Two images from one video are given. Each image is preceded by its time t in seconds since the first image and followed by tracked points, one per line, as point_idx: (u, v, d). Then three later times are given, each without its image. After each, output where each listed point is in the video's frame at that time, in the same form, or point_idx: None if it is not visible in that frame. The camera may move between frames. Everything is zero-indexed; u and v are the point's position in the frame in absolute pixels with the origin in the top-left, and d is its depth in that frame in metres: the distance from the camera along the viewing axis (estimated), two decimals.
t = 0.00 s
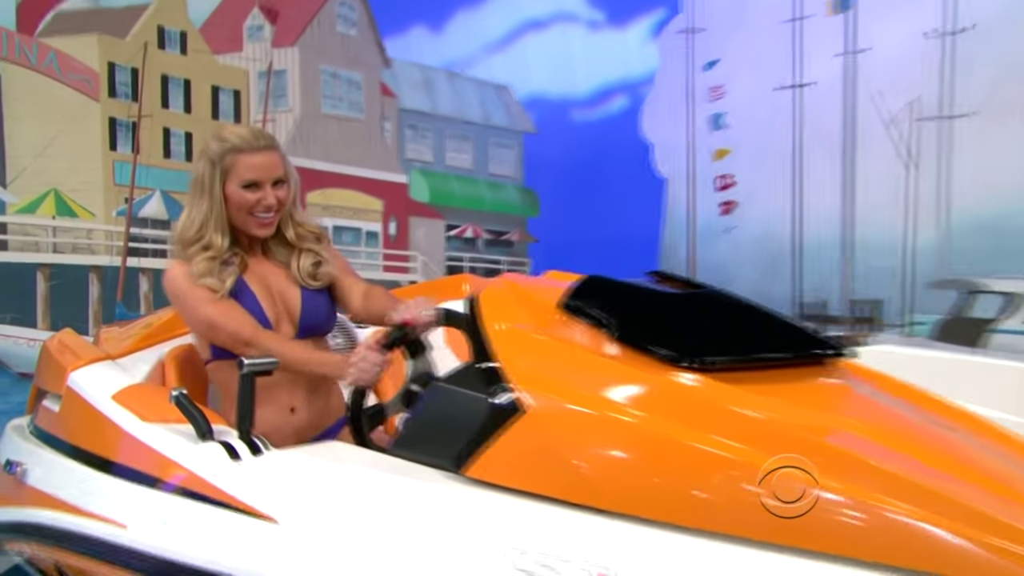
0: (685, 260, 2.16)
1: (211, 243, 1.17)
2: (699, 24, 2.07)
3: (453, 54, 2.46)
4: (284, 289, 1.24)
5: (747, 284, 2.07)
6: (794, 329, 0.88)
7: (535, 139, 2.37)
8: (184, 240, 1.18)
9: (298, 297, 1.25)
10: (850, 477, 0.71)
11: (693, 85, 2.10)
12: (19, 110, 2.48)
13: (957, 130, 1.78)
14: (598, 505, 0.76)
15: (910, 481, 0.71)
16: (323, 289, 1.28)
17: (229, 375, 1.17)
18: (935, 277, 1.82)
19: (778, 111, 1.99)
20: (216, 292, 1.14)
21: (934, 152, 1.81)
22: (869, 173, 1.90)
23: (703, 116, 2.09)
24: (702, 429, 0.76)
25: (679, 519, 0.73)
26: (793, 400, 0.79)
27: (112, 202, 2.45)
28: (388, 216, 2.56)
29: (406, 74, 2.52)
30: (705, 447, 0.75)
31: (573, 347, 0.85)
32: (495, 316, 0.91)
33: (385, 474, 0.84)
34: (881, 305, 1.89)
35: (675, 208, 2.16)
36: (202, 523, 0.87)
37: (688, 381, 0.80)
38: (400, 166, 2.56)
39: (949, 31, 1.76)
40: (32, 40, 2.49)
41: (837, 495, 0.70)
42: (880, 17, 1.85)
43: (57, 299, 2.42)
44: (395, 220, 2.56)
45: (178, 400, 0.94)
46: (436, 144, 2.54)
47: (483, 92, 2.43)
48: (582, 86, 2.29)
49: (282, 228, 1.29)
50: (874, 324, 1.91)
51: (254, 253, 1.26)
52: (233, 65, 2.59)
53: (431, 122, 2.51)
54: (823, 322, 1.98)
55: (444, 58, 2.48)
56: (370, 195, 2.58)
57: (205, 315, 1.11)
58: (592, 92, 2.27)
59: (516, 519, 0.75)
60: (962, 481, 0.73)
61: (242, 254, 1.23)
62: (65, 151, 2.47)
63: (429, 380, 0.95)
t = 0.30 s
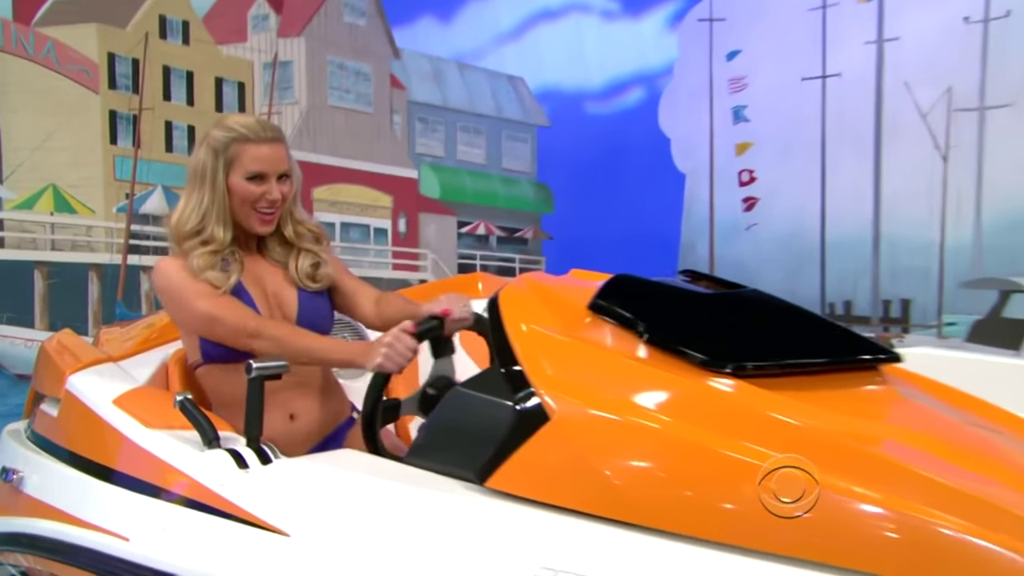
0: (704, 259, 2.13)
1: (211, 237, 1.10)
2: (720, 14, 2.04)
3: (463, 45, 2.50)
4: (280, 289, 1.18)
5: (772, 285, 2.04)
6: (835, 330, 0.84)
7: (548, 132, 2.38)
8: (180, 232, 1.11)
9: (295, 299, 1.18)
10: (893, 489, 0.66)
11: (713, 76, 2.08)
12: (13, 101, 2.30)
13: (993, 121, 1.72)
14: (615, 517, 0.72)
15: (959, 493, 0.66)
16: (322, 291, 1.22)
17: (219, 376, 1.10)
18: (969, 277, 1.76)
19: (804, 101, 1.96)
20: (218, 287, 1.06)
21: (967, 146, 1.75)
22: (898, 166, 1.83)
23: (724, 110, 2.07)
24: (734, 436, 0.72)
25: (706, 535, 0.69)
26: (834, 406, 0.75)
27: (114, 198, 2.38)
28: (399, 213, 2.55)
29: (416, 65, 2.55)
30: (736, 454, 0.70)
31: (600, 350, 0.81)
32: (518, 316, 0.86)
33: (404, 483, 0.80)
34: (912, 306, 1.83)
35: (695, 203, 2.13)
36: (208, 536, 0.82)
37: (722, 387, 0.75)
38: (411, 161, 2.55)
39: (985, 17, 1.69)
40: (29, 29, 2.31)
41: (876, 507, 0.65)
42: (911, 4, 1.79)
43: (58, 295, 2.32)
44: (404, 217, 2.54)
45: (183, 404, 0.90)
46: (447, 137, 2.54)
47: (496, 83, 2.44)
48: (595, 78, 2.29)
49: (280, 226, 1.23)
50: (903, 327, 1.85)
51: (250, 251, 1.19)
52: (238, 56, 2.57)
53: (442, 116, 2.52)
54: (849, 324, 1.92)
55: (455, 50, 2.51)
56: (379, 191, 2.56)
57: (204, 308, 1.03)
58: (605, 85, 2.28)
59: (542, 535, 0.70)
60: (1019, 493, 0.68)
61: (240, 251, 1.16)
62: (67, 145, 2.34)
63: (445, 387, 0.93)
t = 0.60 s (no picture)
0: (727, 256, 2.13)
1: (219, 232, 1.05)
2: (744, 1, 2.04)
3: (476, 35, 2.52)
4: (280, 291, 1.12)
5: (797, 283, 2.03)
6: (881, 331, 0.79)
7: (564, 126, 2.41)
8: (183, 226, 1.05)
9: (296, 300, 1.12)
10: (943, 500, 0.61)
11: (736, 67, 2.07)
12: (13, 93, 2.25)
13: None
14: (641, 529, 0.67)
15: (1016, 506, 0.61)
16: (325, 294, 1.17)
17: (220, 389, 1.02)
18: (1009, 276, 1.72)
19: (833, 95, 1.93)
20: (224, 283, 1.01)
21: (1008, 138, 1.71)
22: (934, 160, 1.80)
23: (747, 101, 2.06)
24: (772, 443, 0.67)
25: (739, 550, 0.64)
26: (880, 413, 0.70)
27: (115, 193, 2.34)
28: (407, 208, 2.57)
29: (427, 56, 2.57)
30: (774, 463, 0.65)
31: (630, 352, 0.77)
32: (545, 317, 0.83)
33: (425, 495, 0.75)
34: (949, 306, 1.80)
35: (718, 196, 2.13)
36: (216, 550, 0.77)
37: (762, 393, 0.71)
38: (421, 156, 2.57)
39: None
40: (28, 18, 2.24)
41: (928, 522, 0.60)
42: None
43: (56, 295, 2.27)
44: (413, 213, 2.56)
45: (190, 410, 0.85)
46: (459, 130, 2.57)
47: (511, 75, 2.48)
48: (610, 70, 2.31)
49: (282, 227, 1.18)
50: (939, 327, 1.81)
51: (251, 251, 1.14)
52: (243, 45, 2.54)
53: (451, 108, 2.55)
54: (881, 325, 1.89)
55: (468, 39, 2.54)
56: (389, 187, 2.57)
57: (213, 302, 0.96)
58: (621, 77, 2.29)
59: (568, 550, 0.66)
60: None
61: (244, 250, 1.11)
62: (67, 137, 2.29)
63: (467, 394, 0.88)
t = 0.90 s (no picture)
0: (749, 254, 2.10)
1: (229, 228, 1.01)
2: None
3: (487, 25, 2.48)
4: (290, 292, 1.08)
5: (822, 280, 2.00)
6: (931, 330, 0.74)
7: (580, 119, 2.35)
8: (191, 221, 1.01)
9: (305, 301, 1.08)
10: (995, 514, 0.57)
11: (760, 56, 2.04)
12: (12, 84, 2.22)
13: None
14: (668, 542, 0.63)
15: None
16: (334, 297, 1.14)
17: (224, 396, 0.97)
18: None
19: (861, 85, 1.91)
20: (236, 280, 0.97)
21: None
22: (966, 153, 1.78)
23: (771, 93, 2.04)
24: (814, 450, 0.63)
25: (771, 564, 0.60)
26: (931, 418, 0.66)
27: (115, 189, 2.28)
28: (418, 203, 2.51)
29: (438, 46, 2.53)
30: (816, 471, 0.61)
31: (662, 354, 0.72)
32: (571, 316, 0.78)
33: (448, 504, 0.71)
34: (981, 305, 1.78)
35: (739, 189, 2.10)
36: (228, 564, 0.73)
37: (805, 397, 0.66)
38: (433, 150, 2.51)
39: None
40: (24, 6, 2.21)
41: (976, 536, 0.56)
42: None
43: (54, 294, 2.24)
44: (426, 208, 2.51)
45: (197, 415, 0.81)
46: (471, 123, 2.51)
47: (524, 67, 2.43)
48: (626, 62, 2.26)
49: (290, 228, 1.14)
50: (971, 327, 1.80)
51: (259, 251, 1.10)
52: (247, 36, 2.49)
53: (465, 100, 2.50)
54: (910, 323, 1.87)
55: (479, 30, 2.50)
56: (401, 182, 2.51)
57: (226, 298, 0.92)
58: (637, 69, 2.24)
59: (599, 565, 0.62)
60: None
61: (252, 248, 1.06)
62: (66, 130, 2.25)
63: (490, 396, 0.84)
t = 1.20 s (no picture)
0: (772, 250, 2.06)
1: (243, 219, 0.96)
2: None
3: (500, 15, 2.48)
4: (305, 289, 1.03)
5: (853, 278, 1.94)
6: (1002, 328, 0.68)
7: (598, 110, 2.35)
8: (204, 211, 0.97)
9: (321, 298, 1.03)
10: None
11: (786, 43, 2.00)
12: (11, 73, 2.12)
13: None
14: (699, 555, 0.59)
15: None
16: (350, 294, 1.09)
17: (233, 398, 0.93)
18: None
19: (890, 75, 1.87)
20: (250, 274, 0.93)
21: None
22: (1004, 144, 1.74)
23: (798, 83, 2.00)
24: (862, 459, 0.58)
25: None
26: (1000, 426, 0.60)
27: (115, 182, 2.24)
28: (429, 199, 2.49)
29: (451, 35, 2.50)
30: (861, 481, 0.57)
31: (703, 356, 0.68)
32: (608, 316, 0.74)
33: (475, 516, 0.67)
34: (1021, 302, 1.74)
35: (764, 182, 2.06)
36: None
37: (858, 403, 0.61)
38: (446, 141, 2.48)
39: None
40: None
41: None
42: None
43: (53, 290, 2.19)
44: (438, 204, 2.48)
45: (207, 418, 0.77)
46: (485, 116, 2.49)
47: (540, 55, 2.42)
48: (644, 51, 2.25)
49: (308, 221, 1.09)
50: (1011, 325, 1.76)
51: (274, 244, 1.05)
52: (252, 24, 2.46)
53: (479, 90, 2.47)
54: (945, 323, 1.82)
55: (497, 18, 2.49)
56: (413, 176, 2.47)
57: (239, 293, 0.88)
58: (654, 58, 2.23)
59: None
60: None
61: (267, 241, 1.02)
62: (67, 121, 2.18)
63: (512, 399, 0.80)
